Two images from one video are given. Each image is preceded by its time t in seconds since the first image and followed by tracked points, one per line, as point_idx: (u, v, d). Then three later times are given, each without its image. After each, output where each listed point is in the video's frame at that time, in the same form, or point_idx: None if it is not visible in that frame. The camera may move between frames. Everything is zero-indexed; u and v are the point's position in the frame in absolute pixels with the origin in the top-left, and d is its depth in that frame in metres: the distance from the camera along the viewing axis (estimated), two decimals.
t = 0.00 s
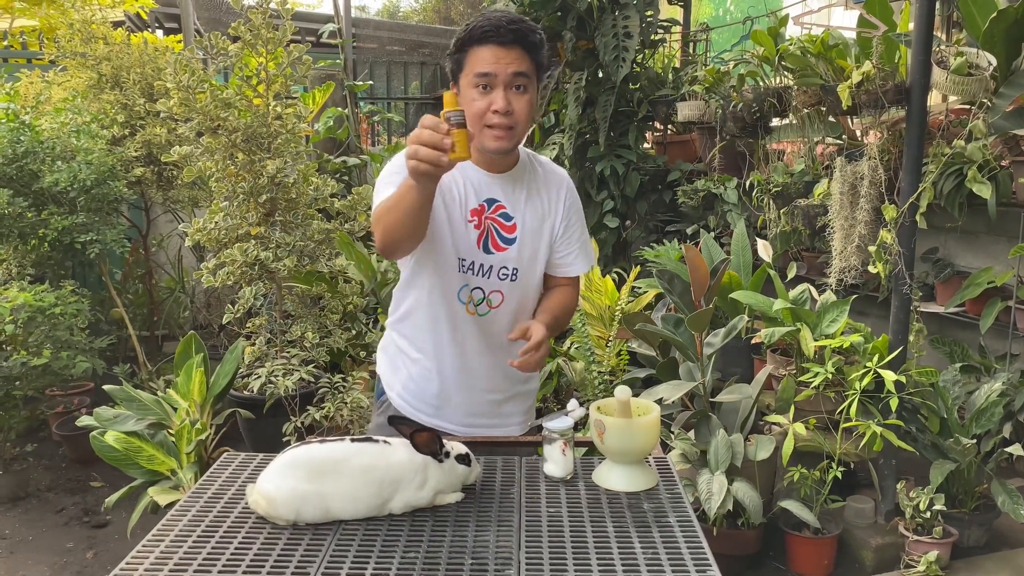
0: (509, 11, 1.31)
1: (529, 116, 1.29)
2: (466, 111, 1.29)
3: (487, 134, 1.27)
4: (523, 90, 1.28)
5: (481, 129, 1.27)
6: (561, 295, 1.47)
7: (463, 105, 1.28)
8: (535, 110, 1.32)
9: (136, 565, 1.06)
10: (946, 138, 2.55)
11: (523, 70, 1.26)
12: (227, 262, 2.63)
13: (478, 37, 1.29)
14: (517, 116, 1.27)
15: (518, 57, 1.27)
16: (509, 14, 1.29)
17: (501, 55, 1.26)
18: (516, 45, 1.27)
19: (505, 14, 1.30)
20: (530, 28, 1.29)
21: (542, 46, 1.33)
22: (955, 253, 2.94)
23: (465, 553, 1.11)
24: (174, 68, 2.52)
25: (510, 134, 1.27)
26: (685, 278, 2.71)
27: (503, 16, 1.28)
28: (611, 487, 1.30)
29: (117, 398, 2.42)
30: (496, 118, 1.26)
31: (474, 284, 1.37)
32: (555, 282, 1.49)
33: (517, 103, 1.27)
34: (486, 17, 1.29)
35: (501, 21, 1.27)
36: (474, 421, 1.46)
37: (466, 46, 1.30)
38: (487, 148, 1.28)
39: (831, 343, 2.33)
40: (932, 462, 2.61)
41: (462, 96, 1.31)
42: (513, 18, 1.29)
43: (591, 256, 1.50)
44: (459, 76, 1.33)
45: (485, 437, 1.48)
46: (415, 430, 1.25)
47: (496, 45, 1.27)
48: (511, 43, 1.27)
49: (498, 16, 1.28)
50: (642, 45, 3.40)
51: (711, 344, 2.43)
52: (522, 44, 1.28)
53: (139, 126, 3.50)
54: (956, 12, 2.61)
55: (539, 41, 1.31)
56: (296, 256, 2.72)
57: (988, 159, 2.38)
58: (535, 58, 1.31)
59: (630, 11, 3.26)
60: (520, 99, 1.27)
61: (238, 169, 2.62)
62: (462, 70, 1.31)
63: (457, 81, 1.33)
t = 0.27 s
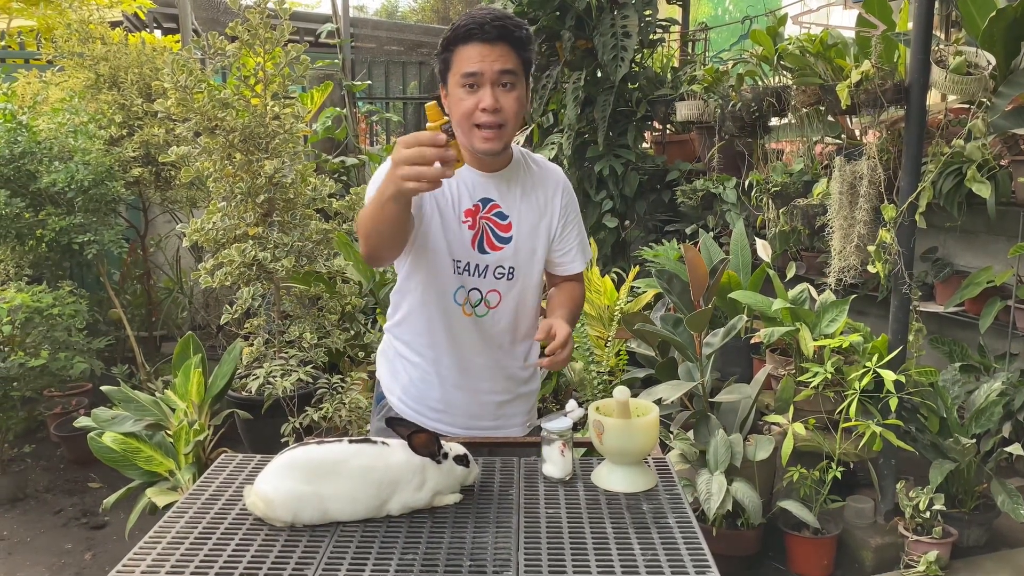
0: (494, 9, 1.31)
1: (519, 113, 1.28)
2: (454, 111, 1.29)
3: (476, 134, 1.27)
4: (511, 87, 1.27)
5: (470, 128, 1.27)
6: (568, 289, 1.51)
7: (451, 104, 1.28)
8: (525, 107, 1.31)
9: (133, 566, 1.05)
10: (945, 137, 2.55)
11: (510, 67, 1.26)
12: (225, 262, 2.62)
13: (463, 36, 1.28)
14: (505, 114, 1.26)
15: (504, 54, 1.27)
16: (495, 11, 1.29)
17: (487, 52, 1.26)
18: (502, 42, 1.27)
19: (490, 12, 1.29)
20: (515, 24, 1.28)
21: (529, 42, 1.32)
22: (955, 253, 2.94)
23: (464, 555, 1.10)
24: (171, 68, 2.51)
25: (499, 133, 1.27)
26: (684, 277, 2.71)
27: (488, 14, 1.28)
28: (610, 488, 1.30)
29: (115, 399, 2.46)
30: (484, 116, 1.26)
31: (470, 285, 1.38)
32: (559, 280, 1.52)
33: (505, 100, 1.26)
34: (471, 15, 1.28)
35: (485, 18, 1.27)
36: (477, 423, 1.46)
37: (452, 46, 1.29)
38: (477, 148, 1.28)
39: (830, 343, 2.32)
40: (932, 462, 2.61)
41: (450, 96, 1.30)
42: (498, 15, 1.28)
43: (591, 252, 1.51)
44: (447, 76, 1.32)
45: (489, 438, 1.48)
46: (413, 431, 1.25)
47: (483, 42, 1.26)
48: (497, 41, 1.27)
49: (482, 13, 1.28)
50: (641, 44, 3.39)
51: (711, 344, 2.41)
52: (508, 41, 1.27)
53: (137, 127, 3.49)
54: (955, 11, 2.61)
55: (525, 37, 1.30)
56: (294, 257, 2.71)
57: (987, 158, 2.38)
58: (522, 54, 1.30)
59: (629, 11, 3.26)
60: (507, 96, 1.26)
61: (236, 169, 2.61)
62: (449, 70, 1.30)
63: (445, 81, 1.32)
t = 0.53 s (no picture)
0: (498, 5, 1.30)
1: (517, 112, 1.28)
2: (454, 108, 1.30)
3: (473, 131, 1.28)
4: (511, 86, 1.27)
5: (468, 125, 1.28)
6: (565, 293, 1.48)
7: (451, 101, 1.28)
8: (525, 105, 1.31)
9: (136, 565, 1.05)
10: (945, 136, 2.55)
11: (511, 67, 1.26)
12: (226, 262, 2.61)
13: (466, 33, 1.28)
14: (502, 113, 1.26)
15: (507, 54, 1.26)
16: (499, 9, 1.28)
17: (489, 51, 1.25)
18: (504, 40, 1.26)
19: (494, 9, 1.29)
20: (519, 22, 1.28)
21: (534, 40, 1.31)
22: (955, 251, 2.94)
23: (466, 554, 1.10)
24: (171, 67, 2.51)
25: (496, 131, 1.27)
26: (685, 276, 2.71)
27: (492, 11, 1.27)
28: (612, 487, 1.30)
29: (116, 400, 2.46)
30: (481, 114, 1.26)
31: (465, 284, 1.38)
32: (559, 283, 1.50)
33: (503, 99, 1.26)
34: (475, 12, 1.28)
35: (488, 16, 1.26)
36: (472, 422, 1.46)
37: (454, 42, 1.29)
38: (474, 144, 1.29)
39: (830, 341, 2.32)
40: (932, 461, 2.61)
41: (451, 91, 1.30)
42: (502, 12, 1.27)
43: (593, 255, 1.50)
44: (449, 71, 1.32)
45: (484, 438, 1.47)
46: (415, 430, 1.25)
47: (485, 41, 1.26)
48: (500, 39, 1.26)
49: (486, 10, 1.27)
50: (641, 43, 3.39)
51: (711, 343, 2.43)
52: (510, 39, 1.26)
53: (136, 126, 3.48)
54: (955, 10, 2.61)
55: (530, 35, 1.30)
56: (294, 256, 2.71)
57: (988, 156, 2.37)
58: (525, 53, 1.29)
59: (629, 10, 3.26)
60: (506, 96, 1.26)
61: (236, 168, 2.61)
62: (451, 66, 1.30)
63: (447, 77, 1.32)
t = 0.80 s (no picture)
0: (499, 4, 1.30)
1: (516, 110, 1.28)
2: (452, 105, 1.29)
3: (472, 128, 1.27)
4: (510, 84, 1.27)
5: (466, 122, 1.27)
6: (563, 294, 1.47)
7: (450, 98, 1.28)
8: (523, 104, 1.30)
9: (136, 565, 1.05)
10: (946, 135, 2.55)
11: (510, 64, 1.25)
12: (225, 261, 2.61)
13: (466, 30, 1.28)
14: (501, 111, 1.26)
15: (506, 51, 1.26)
16: (500, 7, 1.28)
17: (489, 48, 1.25)
18: (504, 38, 1.26)
19: (495, 6, 1.29)
20: (519, 20, 1.28)
21: (534, 38, 1.31)
22: (954, 250, 2.94)
23: (467, 554, 1.10)
24: (170, 66, 2.50)
25: (495, 129, 1.26)
26: (684, 275, 2.71)
27: (493, 8, 1.27)
28: (613, 486, 1.30)
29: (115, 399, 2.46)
30: (480, 112, 1.26)
31: (463, 283, 1.38)
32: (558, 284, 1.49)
33: (502, 97, 1.26)
34: (476, 9, 1.28)
35: (489, 13, 1.26)
36: (470, 422, 1.45)
37: (455, 39, 1.29)
38: (472, 142, 1.28)
39: (830, 340, 2.32)
40: (932, 460, 2.61)
41: (449, 89, 1.30)
42: (502, 10, 1.27)
43: (591, 255, 1.50)
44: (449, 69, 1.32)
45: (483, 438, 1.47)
46: (416, 429, 1.25)
47: (485, 38, 1.26)
48: (500, 36, 1.26)
49: (486, 8, 1.27)
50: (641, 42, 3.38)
51: (711, 343, 2.43)
52: (510, 37, 1.26)
53: (135, 125, 3.48)
54: (955, 8, 2.60)
55: (530, 34, 1.30)
56: (294, 256, 2.71)
57: (988, 155, 2.36)
58: (525, 51, 1.29)
59: (628, 9, 3.25)
60: (505, 94, 1.26)
61: (235, 168, 2.60)
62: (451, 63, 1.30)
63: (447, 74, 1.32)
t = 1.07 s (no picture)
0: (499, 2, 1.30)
1: (518, 105, 1.26)
2: (454, 101, 1.28)
3: (475, 123, 1.25)
4: (512, 79, 1.26)
5: (469, 118, 1.25)
6: (563, 295, 1.47)
7: (451, 94, 1.27)
8: (525, 100, 1.29)
9: (135, 566, 1.04)
10: (946, 134, 2.55)
11: (511, 59, 1.25)
12: (224, 261, 2.60)
13: (467, 27, 1.28)
14: (504, 106, 1.25)
15: (507, 47, 1.26)
16: (500, 4, 1.28)
17: (490, 44, 1.25)
18: (505, 34, 1.26)
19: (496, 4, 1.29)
20: (520, 17, 1.28)
21: (534, 36, 1.31)
22: (954, 249, 2.93)
23: (466, 554, 1.09)
24: (168, 65, 2.50)
25: (498, 124, 1.25)
26: (684, 275, 2.71)
27: (493, 6, 1.27)
28: (613, 487, 1.29)
29: (113, 399, 2.45)
30: (483, 106, 1.24)
31: (462, 282, 1.37)
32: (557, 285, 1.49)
33: (505, 92, 1.25)
34: (477, 6, 1.28)
35: (491, 10, 1.26)
36: (469, 422, 1.45)
37: (456, 37, 1.29)
38: (474, 138, 1.26)
39: (830, 339, 2.32)
40: (932, 459, 2.61)
41: (450, 85, 1.29)
42: (503, 7, 1.28)
43: (589, 256, 1.49)
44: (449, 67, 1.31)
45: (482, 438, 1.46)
46: (415, 429, 1.24)
47: (487, 34, 1.26)
48: (501, 33, 1.26)
49: (488, 5, 1.27)
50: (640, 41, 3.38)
51: (711, 342, 2.43)
52: (511, 33, 1.26)
53: (133, 125, 3.47)
54: (955, 7, 2.60)
55: (530, 32, 1.30)
56: (292, 255, 2.70)
57: (988, 154, 2.34)
58: (526, 48, 1.29)
59: (628, 7, 3.24)
60: (507, 88, 1.25)
61: (234, 167, 2.59)
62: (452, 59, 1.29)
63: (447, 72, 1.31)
